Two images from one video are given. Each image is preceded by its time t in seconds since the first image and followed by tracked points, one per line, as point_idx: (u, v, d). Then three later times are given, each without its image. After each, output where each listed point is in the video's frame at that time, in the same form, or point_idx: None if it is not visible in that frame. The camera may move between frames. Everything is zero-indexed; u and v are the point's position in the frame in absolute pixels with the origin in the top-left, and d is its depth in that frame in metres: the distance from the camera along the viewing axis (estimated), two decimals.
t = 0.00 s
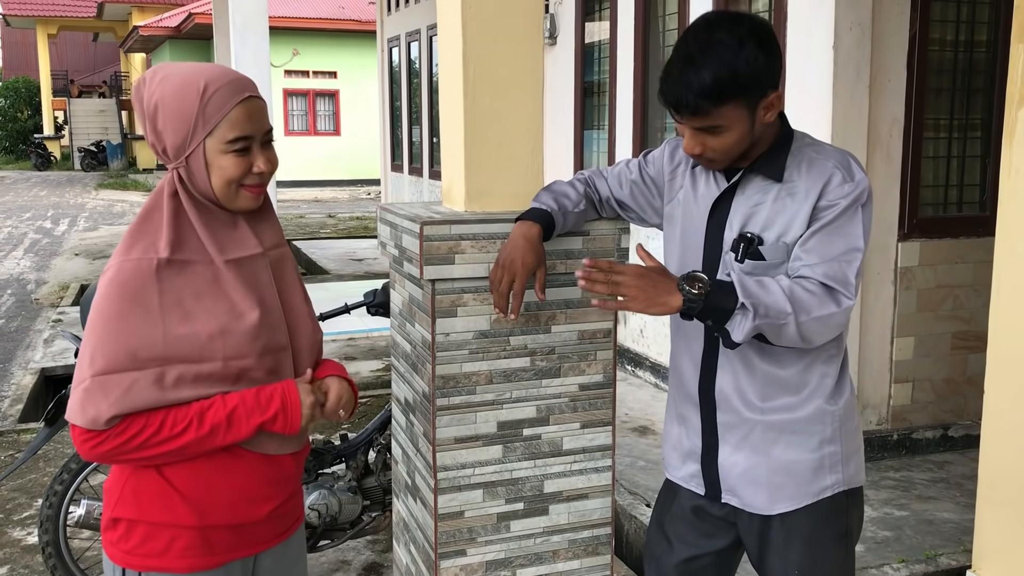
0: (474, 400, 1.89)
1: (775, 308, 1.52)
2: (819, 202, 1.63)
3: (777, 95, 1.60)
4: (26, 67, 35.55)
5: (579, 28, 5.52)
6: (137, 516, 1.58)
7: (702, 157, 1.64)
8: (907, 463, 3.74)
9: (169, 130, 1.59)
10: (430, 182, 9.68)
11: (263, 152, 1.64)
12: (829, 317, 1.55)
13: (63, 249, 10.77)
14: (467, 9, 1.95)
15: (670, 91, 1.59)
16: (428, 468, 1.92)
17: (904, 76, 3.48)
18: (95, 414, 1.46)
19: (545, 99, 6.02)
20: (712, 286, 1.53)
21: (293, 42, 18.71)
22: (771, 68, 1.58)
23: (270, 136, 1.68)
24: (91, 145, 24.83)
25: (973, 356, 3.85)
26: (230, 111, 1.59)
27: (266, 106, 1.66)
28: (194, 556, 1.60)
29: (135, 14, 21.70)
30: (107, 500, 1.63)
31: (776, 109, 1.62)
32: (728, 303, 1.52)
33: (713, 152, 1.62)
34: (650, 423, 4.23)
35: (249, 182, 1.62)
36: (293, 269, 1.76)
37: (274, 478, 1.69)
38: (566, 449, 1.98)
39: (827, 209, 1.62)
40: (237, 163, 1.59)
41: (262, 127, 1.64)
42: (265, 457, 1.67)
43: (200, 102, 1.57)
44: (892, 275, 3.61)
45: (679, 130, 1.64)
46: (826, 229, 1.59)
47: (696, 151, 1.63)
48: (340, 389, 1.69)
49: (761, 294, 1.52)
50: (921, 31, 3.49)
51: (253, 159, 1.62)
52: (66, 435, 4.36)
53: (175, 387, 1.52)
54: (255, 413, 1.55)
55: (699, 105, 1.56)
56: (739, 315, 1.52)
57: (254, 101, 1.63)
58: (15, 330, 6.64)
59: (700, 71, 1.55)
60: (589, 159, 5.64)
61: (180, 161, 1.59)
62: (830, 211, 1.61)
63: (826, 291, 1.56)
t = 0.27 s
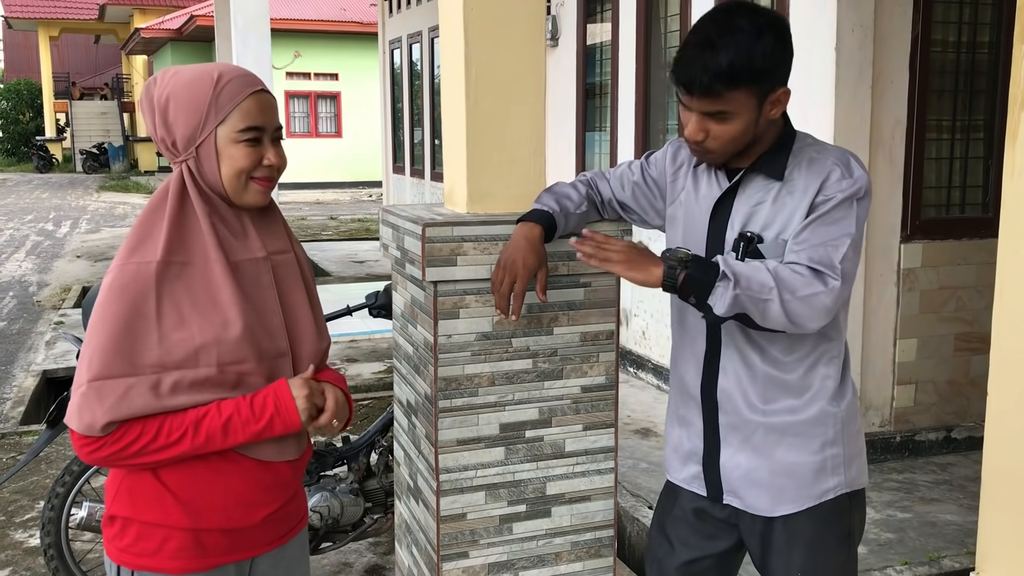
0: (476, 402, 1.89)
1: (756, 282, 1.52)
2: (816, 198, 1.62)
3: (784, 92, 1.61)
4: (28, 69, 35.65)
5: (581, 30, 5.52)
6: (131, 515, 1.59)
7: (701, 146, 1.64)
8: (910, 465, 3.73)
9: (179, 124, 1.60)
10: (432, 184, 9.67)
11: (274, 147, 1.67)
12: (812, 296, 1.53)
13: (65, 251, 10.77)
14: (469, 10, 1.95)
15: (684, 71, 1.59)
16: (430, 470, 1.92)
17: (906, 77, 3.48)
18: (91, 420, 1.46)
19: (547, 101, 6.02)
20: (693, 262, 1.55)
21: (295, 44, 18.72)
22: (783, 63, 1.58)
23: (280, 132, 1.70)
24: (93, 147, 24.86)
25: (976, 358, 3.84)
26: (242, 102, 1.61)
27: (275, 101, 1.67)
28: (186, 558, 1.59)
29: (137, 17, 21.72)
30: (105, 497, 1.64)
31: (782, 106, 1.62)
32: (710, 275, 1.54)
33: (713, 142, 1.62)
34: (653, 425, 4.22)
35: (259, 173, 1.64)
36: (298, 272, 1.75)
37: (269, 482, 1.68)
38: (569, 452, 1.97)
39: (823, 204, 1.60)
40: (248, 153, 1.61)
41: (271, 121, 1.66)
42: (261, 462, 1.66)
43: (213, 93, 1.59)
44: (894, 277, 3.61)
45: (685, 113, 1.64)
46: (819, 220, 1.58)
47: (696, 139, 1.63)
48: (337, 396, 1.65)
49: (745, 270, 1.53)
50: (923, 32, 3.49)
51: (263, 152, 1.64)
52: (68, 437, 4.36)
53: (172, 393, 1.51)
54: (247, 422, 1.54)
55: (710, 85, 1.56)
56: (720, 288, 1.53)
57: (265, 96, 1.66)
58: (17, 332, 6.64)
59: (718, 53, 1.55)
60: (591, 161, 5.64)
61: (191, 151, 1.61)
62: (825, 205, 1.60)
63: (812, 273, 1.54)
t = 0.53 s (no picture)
0: (479, 402, 1.88)
1: (792, 308, 1.46)
2: (828, 199, 1.61)
3: (794, 69, 1.61)
4: (31, 70, 35.69)
5: (583, 30, 5.52)
6: (150, 520, 1.58)
7: (708, 114, 1.63)
8: (913, 466, 3.73)
9: (191, 122, 1.60)
10: (434, 185, 9.68)
11: (285, 144, 1.69)
12: (836, 310, 1.51)
13: (67, 252, 10.77)
14: (472, 10, 1.94)
15: (695, 28, 1.61)
16: (433, 471, 1.91)
17: (910, 77, 3.48)
18: (117, 424, 1.44)
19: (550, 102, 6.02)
20: (726, 292, 1.46)
21: (296, 45, 18.73)
22: (794, 36, 1.59)
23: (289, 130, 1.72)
24: (95, 148, 24.88)
25: (979, 359, 3.83)
26: (255, 100, 1.63)
27: (283, 98, 1.69)
28: (207, 559, 1.59)
29: (139, 18, 21.75)
30: (117, 503, 1.62)
31: (790, 84, 1.62)
32: (745, 308, 1.45)
33: (720, 108, 1.62)
34: (655, 426, 4.21)
35: (272, 172, 1.66)
36: (304, 270, 1.77)
37: (284, 480, 1.69)
38: (571, 452, 1.97)
39: (836, 205, 1.59)
40: (263, 151, 1.64)
41: (281, 119, 1.68)
42: (277, 458, 1.67)
43: (228, 91, 1.61)
44: (897, 277, 3.61)
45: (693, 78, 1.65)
46: (834, 225, 1.58)
47: (703, 105, 1.62)
48: (353, 386, 1.64)
49: (776, 295, 1.46)
50: (926, 32, 3.48)
51: (276, 149, 1.66)
52: (70, 439, 4.36)
53: (195, 393, 1.51)
54: (274, 421, 1.53)
55: (718, 43, 1.58)
56: (758, 321, 1.45)
57: (274, 93, 1.68)
58: (19, 333, 6.65)
59: (729, 14, 1.57)
60: (593, 161, 5.64)
61: (204, 149, 1.61)
62: (838, 207, 1.59)
63: (837, 283, 1.53)
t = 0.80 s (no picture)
0: (481, 404, 1.88)
1: (821, 311, 1.48)
2: (845, 202, 1.61)
3: (799, 72, 1.61)
4: (33, 71, 35.74)
5: (584, 31, 5.52)
6: (173, 522, 1.57)
7: (714, 119, 1.64)
8: (915, 467, 3.72)
9: (204, 123, 1.60)
10: (436, 186, 9.68)
11: (290, 144, 1.71)
12: (860, 314, 1.52)
13: (68, 253, 10.78)
14: (474, 12, 1.94)
15: (696, 37, 1.63)
16: (435, 472, 1.91)
17: (912, 79, 3.47)
18: (170, 420, 1.44)
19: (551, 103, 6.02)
20: (759, 291, 1.47)
21: (297, 46, 18.75)
22: (796, 38, 1.60)
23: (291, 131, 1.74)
24: (97, 149, 24.90)
25: (981, 360, 3.83)
26: (265, 100, 1.65)
27: (286, 98, 1.72)
28: (231, 556, 1.61)
29: (141, 18, 21.77)
30: (134, 507, 1.61)
31: (795, 87, 1.62)
32: (776, 310, 1.46)
33: (725, 113, 1.62)
34: (656, 427, 4.21)
35: (284, 173, 1.69)
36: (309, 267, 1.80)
37: (300, 474, 1.71)
38: (574, 454, 1.97)
39: (854, 209, 1.60)
40: (273, 151, 1.66)
41: (285, 119, 1.70)
42: (294, 453, 1.69)
43: (239, 91, 1.61)
44: (898, 278, 3.61)
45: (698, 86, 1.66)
46: (856, 229, 1.58)
47: (708, 110, 1.63)
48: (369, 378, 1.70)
49: (806, 297, 1.48)
50: (928, 33, 3.48)
51: (284, 148, 1.69)
52: (71, 439, 4.37)
53: (236, 386, 1.52)
54: (308, 411, 1.57)
55: (717, 50, 1.59)
56: (787, 322, 1.47)
57: (278, 93, 1.70)
58: (21, 334, 6.65)
59: (728, 21, 1.59)
60: (594, 162, 5.64)
61: (218, 152, 1.61)
62: (858, 211, 1.59)
63: (863, 290, 1.54)
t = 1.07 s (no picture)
0: (483, 405, 1.89)
1: (825, 312, 1.48)
2: (850, 204, 1.61)
3: (803, 79, 1.61)
4: (34, 72, 35.78)
5: (585, 33, 5.52)
6: (172, 523, 1.57)
7: (719, 130, 1.64)
8: (916, 469, 3.72)
9: (201, 125, 1.61)
10: (436, 187, 9.68)
11: (286, 147, 1.72)
12: (864, 316, 1.52)
13: (69, 254, 10.79)
14: (476, 14, 1.95)
15: (698, 49, 1.63)
16: (437, 473, 1.91)
17: (913, 81, 3.48)
18: (168, 419, 1.44)
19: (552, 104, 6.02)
20: (763, 291, 1.47)
21: (298, 47, 18.77)
22: (798, 46, 1.59)
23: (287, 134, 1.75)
24: (98, 150, 24.92)
25: (982, 362, 3.83)
26: (261, 103, 1.65)
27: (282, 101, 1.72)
28: (228, 557, 1.61)
29: (142, 19, 21.78)
30: (132, 508, 1.60)
31: (800, 94, 1.62)
32: (780, 310, 1.46)
33: (729, 124, 1.62)
34: (657, 428, 4.22)
35: (282, 176, 1.70)
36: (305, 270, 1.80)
37: (297, 474, 1.72)
38: (575, 455, 1.97)
39: (859, 211, 1.60)
40: (270, 154, 1.67)
41: (281, 122, 1.71)
42: (291, 454, 1.70)
43: (235, 94, 1.62)
44: (899, 280, 3.61)
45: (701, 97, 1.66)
46: (861, 231, 1.58)
47: (713, 121, 1.64)
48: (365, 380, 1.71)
49: (809, 297, 1.48)
50: (929, 34, 3.48)
51: (281, 150, 1.70)
52: (73, 440, 4.37)
53: (234, 387, 1.52)
54: (305, 412, 1.57)
55: (720, 64, 1.59)
56: (791, 323, 1.47)
57: (274, 96, 1.70)
58: (21, 335, 6.66)
59: (729, 33, 1.58)
60: (595, 164, 5.65)
61: (216, 155, 1.62)
62: (863, 214, 1.59)
63: (868, 291, 1.54)
